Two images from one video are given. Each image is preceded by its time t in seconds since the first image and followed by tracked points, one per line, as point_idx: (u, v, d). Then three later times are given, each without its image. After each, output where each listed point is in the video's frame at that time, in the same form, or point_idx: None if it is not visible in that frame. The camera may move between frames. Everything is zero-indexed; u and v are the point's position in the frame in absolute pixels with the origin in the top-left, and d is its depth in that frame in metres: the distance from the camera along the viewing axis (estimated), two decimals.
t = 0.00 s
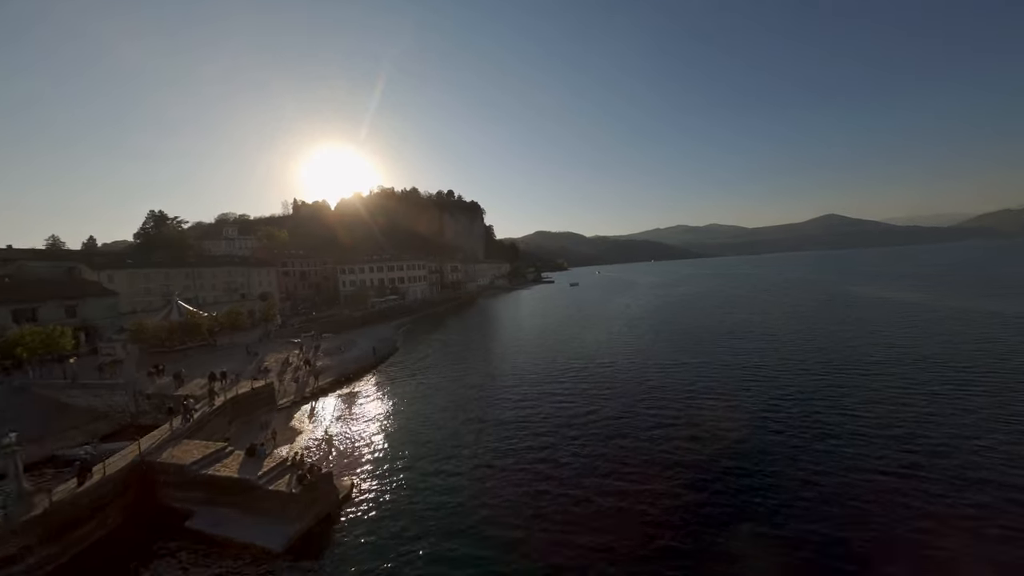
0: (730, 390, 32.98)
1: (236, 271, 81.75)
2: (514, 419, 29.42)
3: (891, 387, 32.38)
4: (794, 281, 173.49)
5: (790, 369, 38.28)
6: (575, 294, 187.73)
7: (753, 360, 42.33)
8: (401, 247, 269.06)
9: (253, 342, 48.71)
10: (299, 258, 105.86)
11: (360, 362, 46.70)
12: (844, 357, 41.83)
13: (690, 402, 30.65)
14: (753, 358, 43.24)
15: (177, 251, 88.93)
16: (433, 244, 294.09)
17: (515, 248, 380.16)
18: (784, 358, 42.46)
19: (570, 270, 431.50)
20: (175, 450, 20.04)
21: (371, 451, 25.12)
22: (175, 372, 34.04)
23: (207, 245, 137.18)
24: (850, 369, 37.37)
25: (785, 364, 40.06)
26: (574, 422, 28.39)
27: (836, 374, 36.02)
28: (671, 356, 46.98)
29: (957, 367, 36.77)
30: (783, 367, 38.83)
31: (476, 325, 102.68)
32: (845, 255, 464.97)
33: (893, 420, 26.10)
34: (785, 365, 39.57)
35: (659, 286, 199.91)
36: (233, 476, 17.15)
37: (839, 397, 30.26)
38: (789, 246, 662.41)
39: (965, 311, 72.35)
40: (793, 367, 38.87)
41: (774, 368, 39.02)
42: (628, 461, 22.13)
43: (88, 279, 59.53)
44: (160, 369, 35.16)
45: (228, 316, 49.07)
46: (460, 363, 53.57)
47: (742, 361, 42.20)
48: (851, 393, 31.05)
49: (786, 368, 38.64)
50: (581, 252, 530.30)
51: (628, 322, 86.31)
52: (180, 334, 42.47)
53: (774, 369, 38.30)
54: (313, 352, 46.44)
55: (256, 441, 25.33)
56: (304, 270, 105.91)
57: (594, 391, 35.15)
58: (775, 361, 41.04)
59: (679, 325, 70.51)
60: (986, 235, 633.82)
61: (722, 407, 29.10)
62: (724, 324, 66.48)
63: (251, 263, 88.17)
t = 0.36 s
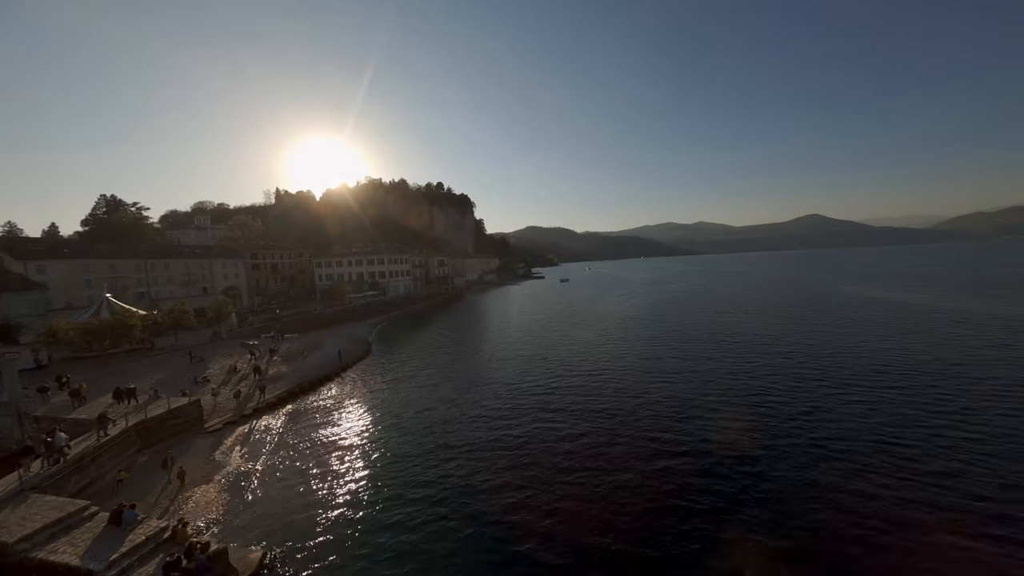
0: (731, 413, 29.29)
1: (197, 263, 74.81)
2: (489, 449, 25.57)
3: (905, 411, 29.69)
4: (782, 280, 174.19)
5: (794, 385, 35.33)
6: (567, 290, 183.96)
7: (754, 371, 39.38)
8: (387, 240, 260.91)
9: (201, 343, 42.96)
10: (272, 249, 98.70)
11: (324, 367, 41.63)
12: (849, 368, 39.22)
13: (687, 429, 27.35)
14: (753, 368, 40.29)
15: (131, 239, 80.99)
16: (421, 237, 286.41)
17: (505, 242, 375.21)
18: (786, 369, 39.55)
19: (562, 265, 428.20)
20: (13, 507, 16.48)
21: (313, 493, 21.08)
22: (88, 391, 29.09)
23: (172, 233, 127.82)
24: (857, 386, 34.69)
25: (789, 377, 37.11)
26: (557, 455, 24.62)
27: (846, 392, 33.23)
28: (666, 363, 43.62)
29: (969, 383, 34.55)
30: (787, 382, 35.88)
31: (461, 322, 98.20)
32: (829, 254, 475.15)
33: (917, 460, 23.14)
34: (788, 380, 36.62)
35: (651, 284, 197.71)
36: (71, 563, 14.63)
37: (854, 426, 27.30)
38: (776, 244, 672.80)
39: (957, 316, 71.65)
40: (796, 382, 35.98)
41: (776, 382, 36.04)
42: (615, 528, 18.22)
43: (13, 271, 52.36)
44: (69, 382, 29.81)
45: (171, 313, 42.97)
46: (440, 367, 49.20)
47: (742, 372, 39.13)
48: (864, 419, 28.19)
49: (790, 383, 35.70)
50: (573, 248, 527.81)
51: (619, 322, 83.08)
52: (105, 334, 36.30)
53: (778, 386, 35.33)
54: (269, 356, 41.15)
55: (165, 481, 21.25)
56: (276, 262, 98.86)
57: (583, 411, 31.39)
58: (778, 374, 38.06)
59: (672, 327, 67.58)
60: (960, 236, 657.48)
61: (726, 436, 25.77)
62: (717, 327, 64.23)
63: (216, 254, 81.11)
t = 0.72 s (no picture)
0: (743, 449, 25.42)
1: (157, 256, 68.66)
2: (452, 504, 20.66)
3: (943, 442, 25.78)
4: (781, 278, 171.39)
5: (814, 409, 30.95)
6: (561, 287, 180.09)
7: (760, 384, 35.76)
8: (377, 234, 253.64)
9: (140, 350, 37.32)
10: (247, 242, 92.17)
11: (282, 378, 36.09)
12: (874, 387, 34.86)
13: (695, 476, 22.83)
14: (766, 385, 35.86)
15: (85, 229, 74.12)
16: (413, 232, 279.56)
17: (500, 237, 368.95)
18: (803, 388, 35.17)
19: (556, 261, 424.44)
20: None
21: (201, 574, 16.29)
22: None
23: (144, 225, 120.63)
24: (888, 411, 30.27)
25: (808, 399, 32.71)
26: (533, 513, 19.87)
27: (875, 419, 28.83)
28: (669, 377, 39.12)
29: (1000, 401, 31.20)
30: (806, 406, 31.46)
31: (451, 321, 93.08)
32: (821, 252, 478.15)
33: (979, 528, 18.69)
34: (808, 402, 32.19)
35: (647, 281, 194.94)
36: None
37: (893, 473, 22.82)
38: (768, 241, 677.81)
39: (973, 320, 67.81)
40: (816, 406, 31.59)
41: (794, 406, 31.57)
42: None
43: None
44: None
45: (101, 316, 37.06)
46: (420, 374, 44.01)
47: (754, 390, 34.72)
48: (902, 459, 23.83)
49: (810, 407, 31.30)
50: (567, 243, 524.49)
51: (616, 324, 78.81)
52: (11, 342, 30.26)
53: (796, 410, 30.90)
54: (218, 366, 35.51)
55: (11, 554, 16.61)
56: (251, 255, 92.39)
57: (574, 442, 26.57)
58: (794, 394, 33.68)
59: (673, 331, 63.21)
60: (945, 235, 670.00)
61: (736, 493, 21.38)
62: (721, 332, 59.88)
63: (179, 246, 74.57)
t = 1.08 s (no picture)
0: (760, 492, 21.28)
1: (113, 250, 63.40)
2: None
3: (999, 478, 21.60)
4: (782, 277, 167.66)
5: (845, 434, 26.57)
6: (558, 283, 176.16)
7: (776, 404, 31.50)
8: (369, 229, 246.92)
9: (63, 365, 32.24)
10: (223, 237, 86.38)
11: (227, 397, 30.75)
12: (908, 403, 30.58)
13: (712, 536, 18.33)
14: (785, 403, 31.49)
15: (39, 224, 68.49)
16: (406, 226, 272.82)
17: (496, 233, 362.94)
18: (828, 406, 30.78)
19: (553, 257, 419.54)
20: None
21: None
22: None
23: (118, 219, 114.11)
24: (932, 436, 25.89)
25: (835, 420, 28.36)
26: None
27: (918, 449, 24.46)
28: (673, 394, 34.62)
29: None
30: (834, 430, 27.10)
31: (440, 322, 87.91)
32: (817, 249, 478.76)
33: None
34: (835, 424, 27.85)
35: (646, 278, 191.33)
36: None
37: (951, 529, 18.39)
38: (764, 237, 678.58)
39: (992, 324, 63.95)
40: (846, 429, 27.23)
41: (821, 431, 27.21)
42: None
43: None
44: None
45: (12, 324, 31.63)
46: (395, 384, 38.69)
47: (772, 410, 30.31)
48: (963, 510, 19.43)
49: (839, 431, 26.94)
50: (564, 239, 519.39)
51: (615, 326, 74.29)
52: None
53: (823, 436, 26.52)
54: (152, 385, 30.38)
55: None
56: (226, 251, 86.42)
57: (567, 491, 21.56)
58: (818, 414, 29.31)
59: (676, 335, 58.79)
60: (939, 232, 674.22)
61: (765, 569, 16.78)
62: (728, 337, 55.46)
63: (140, 241, 68.61)
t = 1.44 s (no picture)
0: None
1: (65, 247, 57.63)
2: None
3: None
4: (783, 275, 163.97)
5: (894, 499, 22.24)
6: (556, 281, 171.23)
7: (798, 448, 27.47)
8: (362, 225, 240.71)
9: None
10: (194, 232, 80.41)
11: (152, 427, 26.09)
12: (951, 447, 26.55)
13: None
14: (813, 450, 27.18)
15: None
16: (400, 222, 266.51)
17: (492, 228, 356.73)
18: (863, 452, 26.62)
19: (550, 253, 414.14)
20: None
21: None
22: None
23: (87, 211, 107.12)
24: (996, 500, 21.78)
25: (880, 477, 23.93)
26: None
27: (976, 519, 20.47)
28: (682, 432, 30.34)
29: None
30: (880, 492, 22.85)
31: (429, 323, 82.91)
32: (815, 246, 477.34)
33: None
34: (881, 484, 23.46)
35: (645, 275, 186.81)
36: None
37: None
38: (763, 234, 675.78)
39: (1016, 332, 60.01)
40: (894, 490, 22.93)
41: (865, 494, 22.80)
42: None
43: None
44: None
45: None
46: (363, 402, 33.15)
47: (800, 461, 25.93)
48: None
49: (888, 495, 22.58)
50: (562, 235, 513.82)
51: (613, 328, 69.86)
52: None
53: (870, 502, 22.10)
54: (56, 415, 26.48)
55: None
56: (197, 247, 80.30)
57: None
58: (856, 465, 24.98)
59: (680, 341, 54.51)
60: (936, 229, 674.17)
61: None
62: (738, 346, 51.09)
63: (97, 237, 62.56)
